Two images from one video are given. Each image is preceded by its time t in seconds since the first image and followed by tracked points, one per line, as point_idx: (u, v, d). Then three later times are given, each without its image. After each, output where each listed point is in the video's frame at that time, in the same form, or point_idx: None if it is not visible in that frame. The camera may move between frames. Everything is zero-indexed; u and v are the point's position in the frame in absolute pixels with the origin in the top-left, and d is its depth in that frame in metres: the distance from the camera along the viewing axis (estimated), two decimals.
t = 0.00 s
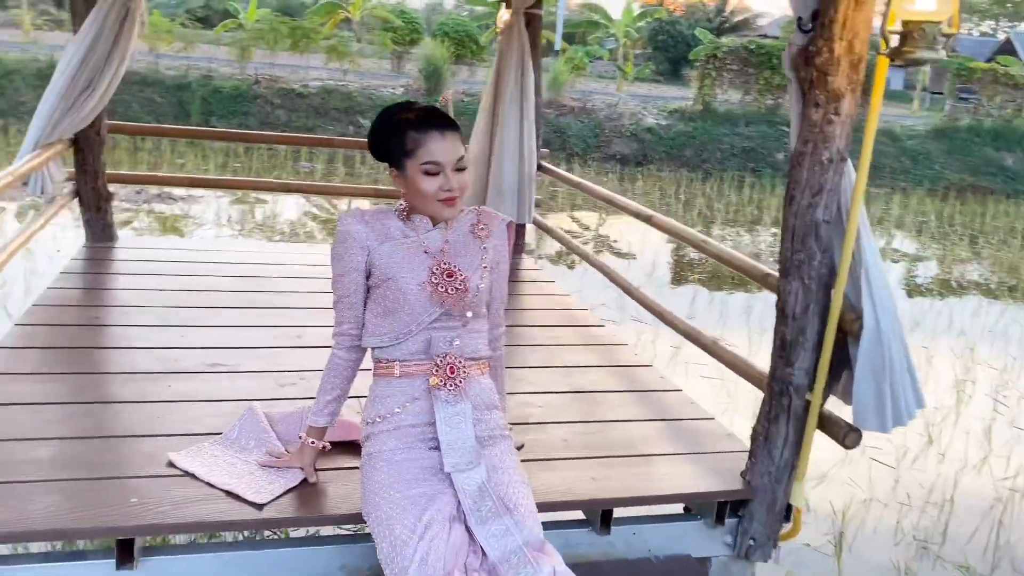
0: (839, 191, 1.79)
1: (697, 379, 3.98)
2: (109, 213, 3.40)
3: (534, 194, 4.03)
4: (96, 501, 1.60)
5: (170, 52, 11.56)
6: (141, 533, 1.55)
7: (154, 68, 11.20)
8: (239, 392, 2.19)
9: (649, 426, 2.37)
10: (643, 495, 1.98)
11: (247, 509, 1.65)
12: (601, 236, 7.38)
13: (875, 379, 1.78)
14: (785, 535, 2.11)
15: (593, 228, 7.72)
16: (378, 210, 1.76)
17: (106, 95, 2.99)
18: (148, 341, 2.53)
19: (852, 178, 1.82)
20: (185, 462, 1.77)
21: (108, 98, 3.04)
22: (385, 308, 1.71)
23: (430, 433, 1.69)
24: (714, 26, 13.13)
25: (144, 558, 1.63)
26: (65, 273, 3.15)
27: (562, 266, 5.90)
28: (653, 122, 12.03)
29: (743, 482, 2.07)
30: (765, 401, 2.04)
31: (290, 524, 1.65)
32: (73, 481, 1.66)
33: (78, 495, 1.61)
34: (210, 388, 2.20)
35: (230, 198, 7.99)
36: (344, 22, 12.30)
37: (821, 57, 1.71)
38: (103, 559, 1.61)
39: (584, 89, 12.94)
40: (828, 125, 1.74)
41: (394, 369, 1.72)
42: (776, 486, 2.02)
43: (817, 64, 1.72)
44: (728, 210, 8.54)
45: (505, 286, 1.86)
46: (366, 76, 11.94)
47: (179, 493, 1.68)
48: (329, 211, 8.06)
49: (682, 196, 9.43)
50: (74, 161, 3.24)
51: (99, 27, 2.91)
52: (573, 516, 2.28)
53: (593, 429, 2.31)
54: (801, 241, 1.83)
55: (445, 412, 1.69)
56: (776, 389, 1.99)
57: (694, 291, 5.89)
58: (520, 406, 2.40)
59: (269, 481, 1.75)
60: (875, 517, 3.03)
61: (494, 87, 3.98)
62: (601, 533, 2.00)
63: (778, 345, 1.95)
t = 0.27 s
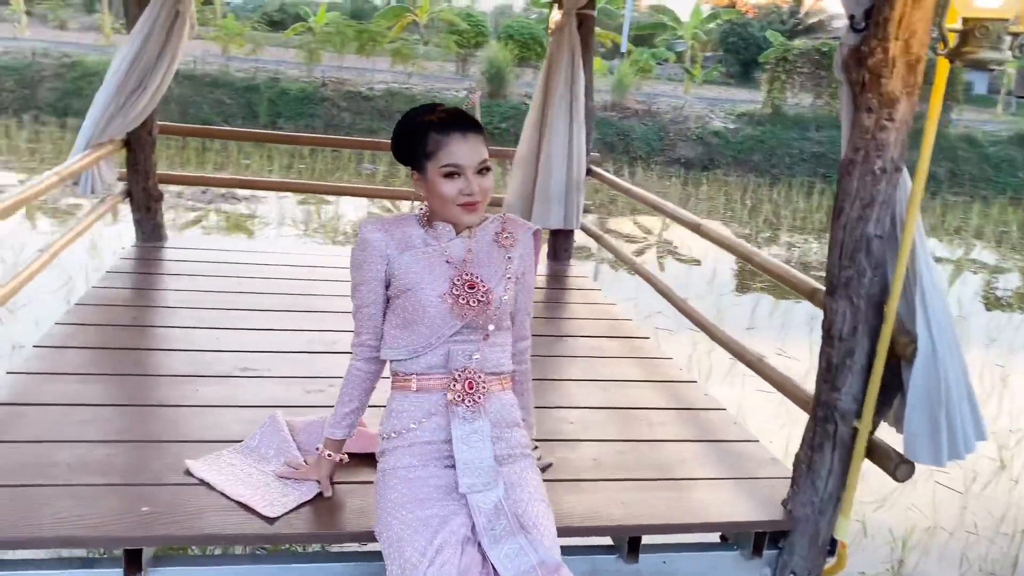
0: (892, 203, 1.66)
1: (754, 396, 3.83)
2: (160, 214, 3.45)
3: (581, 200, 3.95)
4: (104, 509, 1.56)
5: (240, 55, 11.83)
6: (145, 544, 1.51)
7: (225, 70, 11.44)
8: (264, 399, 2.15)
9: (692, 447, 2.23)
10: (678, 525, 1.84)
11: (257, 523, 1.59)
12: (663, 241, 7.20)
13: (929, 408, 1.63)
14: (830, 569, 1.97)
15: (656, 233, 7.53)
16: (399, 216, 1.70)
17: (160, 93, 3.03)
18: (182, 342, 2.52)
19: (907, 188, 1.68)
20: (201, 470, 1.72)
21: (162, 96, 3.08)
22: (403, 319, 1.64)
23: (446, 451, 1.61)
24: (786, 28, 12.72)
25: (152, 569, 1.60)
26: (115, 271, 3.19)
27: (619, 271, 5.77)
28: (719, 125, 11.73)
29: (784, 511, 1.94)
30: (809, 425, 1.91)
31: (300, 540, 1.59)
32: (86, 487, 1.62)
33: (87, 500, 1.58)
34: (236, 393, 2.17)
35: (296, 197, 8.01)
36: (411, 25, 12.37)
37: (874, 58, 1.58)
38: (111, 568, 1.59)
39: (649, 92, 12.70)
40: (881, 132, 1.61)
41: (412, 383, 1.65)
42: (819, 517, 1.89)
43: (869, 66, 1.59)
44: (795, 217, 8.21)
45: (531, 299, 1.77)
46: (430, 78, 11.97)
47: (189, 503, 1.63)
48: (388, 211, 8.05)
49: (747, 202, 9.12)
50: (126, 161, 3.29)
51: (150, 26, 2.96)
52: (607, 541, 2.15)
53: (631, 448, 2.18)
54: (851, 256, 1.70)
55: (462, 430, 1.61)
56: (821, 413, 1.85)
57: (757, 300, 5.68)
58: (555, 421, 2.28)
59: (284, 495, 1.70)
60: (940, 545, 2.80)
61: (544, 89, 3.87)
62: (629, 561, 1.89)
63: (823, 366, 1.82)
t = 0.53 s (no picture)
0: (948, 206, 1.55)
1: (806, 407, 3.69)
2: (205, 213, 3.50)
3: (626, 201, 3.86)
4: (127, 513, 1.55)
5: (297, 57, 12.00)
6: (165, 549, 1.49)
7: (282, 72, 11.61)
8: (295, 401, 2.13)
9: (734, 461, 2.12)
10: (715, 544, 1.75)
11: (278, 530, 1.57)
12: (719, 243, 7.04)
13: (987, 428, 1.52)
14: None
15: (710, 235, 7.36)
16: (425, 217, 1.66)
17: (202, 94, 3.10)
18: (219, 343, 2.52)
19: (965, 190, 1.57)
20: (225, 474, 1.71)
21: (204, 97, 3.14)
22: (427, 324, 1.60)
23: (469, 462, 1.56)
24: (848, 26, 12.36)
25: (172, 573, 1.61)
26: (161, 271, 3.24)
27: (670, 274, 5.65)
28: (778, 126, 11.45)
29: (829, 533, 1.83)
30: (857, 442, 1.80)
31: (320, 549, 1.56)
32: (110, 489, 1.61)
33: (111, 502, 1.58)
34: (267, 395, 2.16)
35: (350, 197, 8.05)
36: (465, 26, 12.39)
37: (927, 50, 1.48)
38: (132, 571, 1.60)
39: (706, 91, 12.46)
40: (935, 129, 1.51)
41: (435, 389, 1.61)
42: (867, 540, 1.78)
43: (922, 59, 1.49)
44: (855, 219, 7.94)
45: (561, 303, 1.71)
46: (482, 79, 11.96)
47: (213, 506, 1.62)
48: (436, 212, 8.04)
49: (805, 204, 8.86)
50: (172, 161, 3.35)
51: (194, 28, 3.01)
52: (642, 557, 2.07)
53: (669, 460, 2.09)
54: (902, 263, 1.59)
55: (485, 440, 1.56)
56: (869, 430, 1.74)
57: (812, 304, 5.50)
58: (591, 430, 2.21)
59: (308, 501, 1.67)
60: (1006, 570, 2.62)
61: (588, 87, 3.79)
62: None
63: (873, 381, 1.72)
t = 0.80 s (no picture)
0: (1001, 204, 1.45)
1: (848, 413, 3.57)
2: (237, 213, 3.50)
3: (662, 201, 3.77)
4: (142, 517, 1.53)
5: (336, 59, 12.09)
6: (179, 555, 1.47)
7: (321, 73, 11.70)
8: (318, 403, 2.10)
9: (771, 471, 2.03)
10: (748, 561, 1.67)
11: (292, 537, 1.53)
12: (760, 244, 6.88)
13: None
14: None
15: (751, 236, 7.21)
16: (447, 216, 1.61)
17: (234, 92, 3.11)
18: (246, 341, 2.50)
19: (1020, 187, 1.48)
20: (244, 478, 1.68)
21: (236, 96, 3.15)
22: (447, 325, 1.55)
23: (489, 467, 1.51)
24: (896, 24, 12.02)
25: None
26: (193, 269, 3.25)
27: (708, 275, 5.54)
28: (820, 125, 11.22)
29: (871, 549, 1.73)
30: (902, 454, 1.70)
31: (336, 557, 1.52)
32: (127, 492, 1.60)
33: (127, 506, 1.56)
34: (291, 397, 2.13)
35: (386, 198, 8.05)
36: (503, 27, 12.35)
37: (980, 38, 1.40)
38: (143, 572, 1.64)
39: (747, 90, 12.22)
40: (988, 123, 1.41)
41: (456, 393, 1.56)
42: (912, 558, 1.68)
43: (975, 47, 1.41)
44: (899, 220, 7.71)
45: (587, 304, 1.65)
46: (519, 79, 11.91)
47: (229, 511, 1.59)
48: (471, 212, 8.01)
49: (848, 205, 8.63)
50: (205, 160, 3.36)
51: (225, 26, 3.03)
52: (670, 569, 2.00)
53: (700, 469, 2.01)
54: (950, 265, 1.50)
55: (506, 446, 1.50)
56: (915, 442, 1.64)
57: (854, 306, 5.34)
58: (620, 437, 2.14)
59: (326, 507, 1.63)
60: None
61: (624, 83, 3.70)
62: None
63: (918, 390, 1.62)
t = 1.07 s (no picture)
0: None
1: (887, 421, 3.41)
2: (258, 213, 3.45)
3: (692, 201, 3.65)
4: (143, 533, 1.47)
5: (365, 60, 12.09)
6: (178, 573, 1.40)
7: (350, 74, 11.70)
8: (331, 410, 2.02)
9: (807, 487, 1.91)
10: None
11: (298, 556, 1.46)
12: (793, 245, 6.71)
13: None
14: None
15: (783, 237, 7.04)
16: (463, 215, 1.52)
17: (254, 90, 3.06)
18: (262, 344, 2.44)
19: None
20: (251, 492, 1.61)
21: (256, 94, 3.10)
22: (462, 330, 1.46)
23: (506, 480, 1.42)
24: (934, 20, 11.71)
25: None
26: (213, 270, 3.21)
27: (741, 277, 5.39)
28: (855, 123, 10.96)
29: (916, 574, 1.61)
30: (951, 473, 1.57)
31: None
32: (129, 503, 1.54)
33: (128, 520, 1.50)
34: (304, 403, 2.06)
35: (413, 198, 7.99)
36: (533, 27, 12.23)
37: None
38: None
39: (780, 88, 11.96)
40: None
41: (471, 402, 1.47)
42: None
43: None
44: (938, 220, 7.47)
45: (612, 308, 1.55)
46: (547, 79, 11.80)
47: (233, 526, 1.52)
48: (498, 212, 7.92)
49: (884, 205, 8.40)
50: (225, 159, 3.31)
51: (245, 23, 2.98)
52: None
53: (731, 485, 1.90)
54: (1007, 269, 1.38)
55: (523, 459, 1.40)
56: (967, 461, 1.51)
57: (891, 309, 5.15)
58: (646, 449, 2.03)
59: (335, 523, 1.55)
60: None
61: (653, 80, 3.58)
62: None
63: (970, 403, 1.49)
